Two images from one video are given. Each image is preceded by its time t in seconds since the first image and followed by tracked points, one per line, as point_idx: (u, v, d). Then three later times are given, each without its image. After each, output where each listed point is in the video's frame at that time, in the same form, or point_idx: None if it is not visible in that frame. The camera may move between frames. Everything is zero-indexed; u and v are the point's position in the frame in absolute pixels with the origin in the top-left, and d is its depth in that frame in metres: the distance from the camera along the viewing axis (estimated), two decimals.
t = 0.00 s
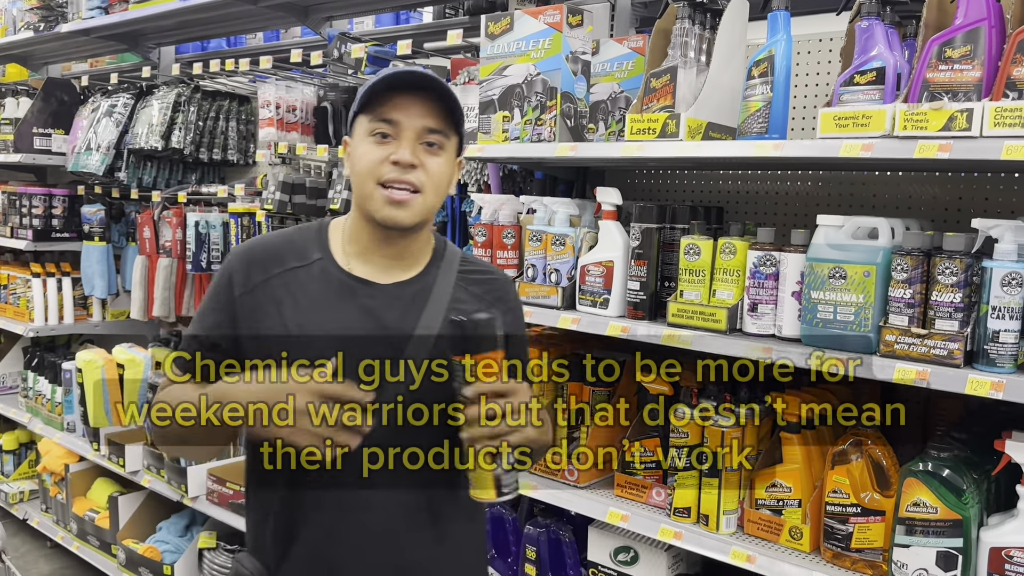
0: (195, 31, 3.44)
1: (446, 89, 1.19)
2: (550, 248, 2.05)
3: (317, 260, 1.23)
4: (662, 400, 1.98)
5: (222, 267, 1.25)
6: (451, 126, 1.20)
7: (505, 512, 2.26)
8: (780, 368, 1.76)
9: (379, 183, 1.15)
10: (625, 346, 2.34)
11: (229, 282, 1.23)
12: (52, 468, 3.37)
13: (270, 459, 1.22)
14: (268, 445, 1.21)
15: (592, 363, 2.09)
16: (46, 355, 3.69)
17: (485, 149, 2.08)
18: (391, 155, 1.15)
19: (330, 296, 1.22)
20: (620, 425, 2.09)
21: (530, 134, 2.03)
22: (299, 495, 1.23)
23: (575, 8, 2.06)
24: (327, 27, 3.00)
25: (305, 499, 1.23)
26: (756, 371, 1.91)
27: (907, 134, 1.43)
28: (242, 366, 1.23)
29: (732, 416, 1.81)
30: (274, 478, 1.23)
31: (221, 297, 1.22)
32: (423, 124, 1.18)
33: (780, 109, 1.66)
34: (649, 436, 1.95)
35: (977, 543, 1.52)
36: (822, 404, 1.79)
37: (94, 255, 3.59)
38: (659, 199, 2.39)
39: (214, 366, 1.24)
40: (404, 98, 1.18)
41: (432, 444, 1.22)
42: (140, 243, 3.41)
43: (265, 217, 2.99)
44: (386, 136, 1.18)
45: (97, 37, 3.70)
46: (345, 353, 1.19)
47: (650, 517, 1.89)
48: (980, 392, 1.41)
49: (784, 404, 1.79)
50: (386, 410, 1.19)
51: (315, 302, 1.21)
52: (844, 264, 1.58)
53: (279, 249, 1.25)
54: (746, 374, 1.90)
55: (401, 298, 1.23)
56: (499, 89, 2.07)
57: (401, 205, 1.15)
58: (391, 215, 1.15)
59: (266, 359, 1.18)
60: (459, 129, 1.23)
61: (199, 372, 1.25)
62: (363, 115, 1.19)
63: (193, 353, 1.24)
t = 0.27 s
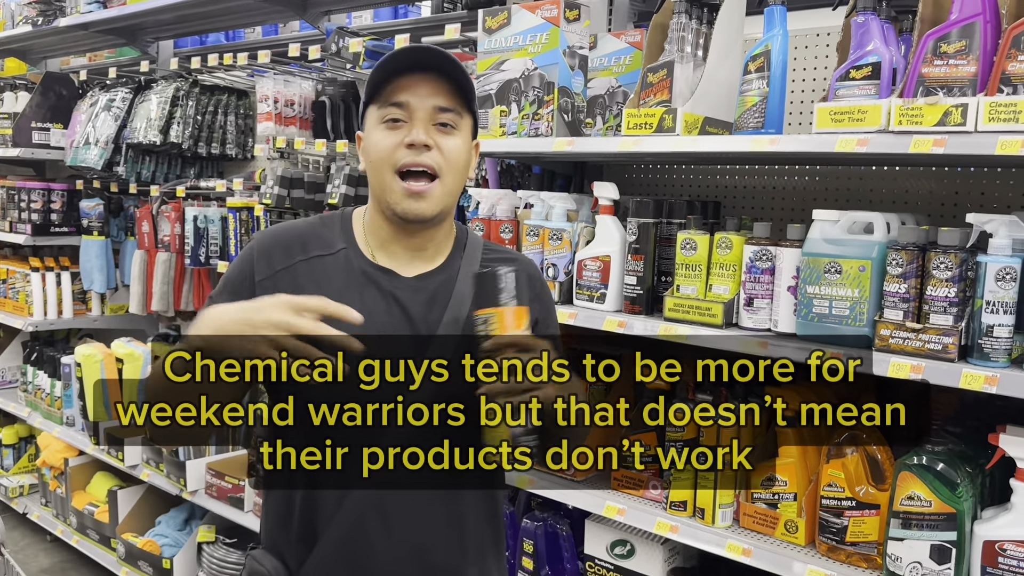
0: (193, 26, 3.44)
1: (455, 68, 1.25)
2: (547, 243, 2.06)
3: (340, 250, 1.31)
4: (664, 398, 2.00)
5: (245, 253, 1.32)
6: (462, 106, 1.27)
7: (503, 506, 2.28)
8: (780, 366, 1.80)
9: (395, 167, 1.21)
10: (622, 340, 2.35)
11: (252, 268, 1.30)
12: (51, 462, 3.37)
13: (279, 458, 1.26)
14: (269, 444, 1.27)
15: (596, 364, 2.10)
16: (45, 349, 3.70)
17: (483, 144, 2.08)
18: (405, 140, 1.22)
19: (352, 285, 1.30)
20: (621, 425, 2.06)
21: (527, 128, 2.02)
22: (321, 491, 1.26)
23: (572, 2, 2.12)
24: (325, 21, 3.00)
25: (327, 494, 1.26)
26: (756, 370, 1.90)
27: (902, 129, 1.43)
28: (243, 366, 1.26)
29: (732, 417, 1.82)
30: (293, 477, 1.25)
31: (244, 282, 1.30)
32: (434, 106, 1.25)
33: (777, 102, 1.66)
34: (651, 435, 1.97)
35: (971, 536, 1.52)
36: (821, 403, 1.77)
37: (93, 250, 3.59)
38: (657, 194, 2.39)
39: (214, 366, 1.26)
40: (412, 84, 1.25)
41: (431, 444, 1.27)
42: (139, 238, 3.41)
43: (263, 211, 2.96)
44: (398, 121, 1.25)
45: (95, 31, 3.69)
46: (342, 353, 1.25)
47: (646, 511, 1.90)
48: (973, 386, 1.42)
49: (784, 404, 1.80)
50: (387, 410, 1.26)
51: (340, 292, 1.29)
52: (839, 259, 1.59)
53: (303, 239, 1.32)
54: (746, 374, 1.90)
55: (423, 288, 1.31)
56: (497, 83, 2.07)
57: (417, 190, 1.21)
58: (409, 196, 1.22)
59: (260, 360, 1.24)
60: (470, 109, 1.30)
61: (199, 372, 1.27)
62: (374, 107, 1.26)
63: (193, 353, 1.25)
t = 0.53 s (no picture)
0: (192, 21, 3.44)
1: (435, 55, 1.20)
2: (545, 238, 2.06)
3: (317, 244, 1.24)
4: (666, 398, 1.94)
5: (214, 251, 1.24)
6: (445, 93, 1.22)
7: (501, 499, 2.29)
8: (780, 367, 1.84)
9: (377, 158, 1.16)
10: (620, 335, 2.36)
11: (223, 267, 1.21)
12: (52, 456, 3.39)
13: (270, 460, 1.24)
14: (268, 444, 1.25)
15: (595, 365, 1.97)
16: (46, 344, 3.71)
17: (481, 138, 2.08)
18: (387, 130, 1.17)
19: (334, 280, 1.22)
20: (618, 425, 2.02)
21: (524, 124, 2.03)
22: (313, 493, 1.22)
23: None
24: (324, 16, 3.00)
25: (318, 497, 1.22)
26: (756, 370, 1.90)
27: (897, 124, 1.44)
28: (242, 365, 1.27)
29: (732, 417, 1.83)
30: (290, 478, 1.22)
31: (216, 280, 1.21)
32: (415, 94, 1.19)
33: (773, 97, 1.67)
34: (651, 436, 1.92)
35: (965, 529, 1.53)
36: (820, 404, 1.75)
37: (93, 245, 3.60)
38: (655, 188, 2.40)
39: (213, 366, 1.32)
40: (394, 71, 1.20)
41: (430, 444, 1.27)
42: (138, 233, 3.42)
43: (263, 206, 2.99)
44: (379, 112, 1.20)
45: (95, 26, 3.70)
46: (343, 353, 1.19)
47: (642, 504, 1.91)
48: (967, 379, 1.42)
49: (784, 404, 1.81)
50: (386, 411, 1.26)
51: (321, 286, 1.21)
52: (834, 253, 1.60)
53: (277, 232, 1.24)
54: (747, 375, 1.90)
55: (409, 282, 1.25)
56: (495, 78, 2.08)
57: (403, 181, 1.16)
58: (394, 187, 1.16)
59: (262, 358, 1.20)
60: (453, 96, 1.25)
61: (201, 372, 1.31)
62: (354, 94, 1.21)
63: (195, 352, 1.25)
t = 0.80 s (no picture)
0: (193, 14, 3.44)
1: (417, 45, 1.17)
2: (547, 231, 2.06)
3: (300, 239, 1.21)
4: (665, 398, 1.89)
5: (194, 250, 1.21)
6: (428, 85, 1.20)
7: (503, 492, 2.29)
8: (779, 367, 1.80)
9: (360, 156, 1.14)
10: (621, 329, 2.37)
11: (206, 267, 1.19)
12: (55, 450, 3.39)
13: (268, 459, 1.20)
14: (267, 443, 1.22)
15: (592, 363, 1.89)
16: (47, 338, 3.71)
17: (483, 132, 2.09)
18: (370, 126, 1.15)
19: (320, 275, 1.20)
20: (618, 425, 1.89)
21: (527, 116, 2.02)
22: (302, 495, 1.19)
23: None
24: (326, 9, 2.99)
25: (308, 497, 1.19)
26: (756, 371, 1.85)
27: (901, 115, 1.44)
28: (242, 365, 1.25)
29: (732, 417, 1.78)
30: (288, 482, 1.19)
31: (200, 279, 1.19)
32: (397, 88, 1.17)
33: (776, 89, 1.66)
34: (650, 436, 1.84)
35: (967, 520, 1.53)
36: (820, 404, 1.72)
37: (94, 239, 3.60)
38: (657, 181, 2.40)
39: (213, 365, 1.27)
40: (374, 62, 1.17)
41: (431, 444, 1.30)
42: (140, 227, 3.41)
43: (265, 199, 3.00)
44: (360, 106, 1.17)
45: (96, 20, 3.69)
46: (343, 353, 1.19)
47: (645, 496, 1.91)
48: (971, 370, 1.42)
49: (784, 404, 1.78)
50: (387, 411, 1.29)
51: (307, 283, 1.20)
52: (838, 245, 1.60)
53: (258, 229, 1.21)
54: (746, 375, 1.86)
55: (400, 275, 1.23)
56: (497, 70, 2.06)
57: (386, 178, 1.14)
58: (379, 187, 1.15)
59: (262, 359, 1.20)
60: (436, 87, 1.22)
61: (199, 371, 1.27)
62: (333, 87, 1.18)
63: (194, 353, 1.22)
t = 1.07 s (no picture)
0: (194, 10, 3.44)
1: (409, 44, 1.16)
2: (548, 226, 2.06)
3: (298, 233, 1.20)
4: (662, 397, 1.75)
5: (190, 239, 1.18)
6: (418, 84, 1.19)
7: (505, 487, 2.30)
8: (779, 367, 1.68)
9: (346, 154, 1.15)
10: (623, 324, 2.38)
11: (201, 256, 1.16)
12: (58, 445, 3.40)
13: (267, 460, 1.19)
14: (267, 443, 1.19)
15: (593, 362, 1.69)
16: (49, 334, 3.72)
17: (484, 127, 2.08)
18: (357, 123, 1.16)
19: (317, 271, 1.19)
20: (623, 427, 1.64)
21: (528, 111, 2.02)
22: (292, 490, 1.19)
23: None
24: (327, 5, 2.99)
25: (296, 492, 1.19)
26: (755, 371, 1.71)
27: (902, 110, 1.44)
28: (242, 366, 1.26)
29: (732, 417, 1.71)
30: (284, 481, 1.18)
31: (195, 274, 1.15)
32: (386, 85, 1.17)
33: (778, 84, 1.66)
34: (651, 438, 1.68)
35: (968, 515, 1.54)
36: (820, 403, 1.69)
37: (96, 235, 3.59)
38: (659, 177, 2.40)
39: (214, 366, 1.25)
40: (364, 58, 1.17)
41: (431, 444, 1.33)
42: (141, 223, 3.41)
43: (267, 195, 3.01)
44: (348, 102, 1.17)
45: (97, 16, 3.69)
46: (343, 353, 1.19)
47: (646, 491, 1.91)
48: (972, 365, 1.42)
49: (784, 404, 1.73)
50: (387, 411, 1.35)
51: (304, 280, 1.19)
52: (839, 240, 1.60)
53: (257, 221, 1.20)
54: (746, 375, 1.73)
55: (388, 273, 1.22)
56: (499, 65, 2.06)
57: (370, 176, 1.15)
58: (362, 186, 1.15)
59: (263, 359, 1.20)
60: (428, 86, 1.21)
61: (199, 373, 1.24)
62: (322, 82, 1.18)
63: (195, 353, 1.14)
